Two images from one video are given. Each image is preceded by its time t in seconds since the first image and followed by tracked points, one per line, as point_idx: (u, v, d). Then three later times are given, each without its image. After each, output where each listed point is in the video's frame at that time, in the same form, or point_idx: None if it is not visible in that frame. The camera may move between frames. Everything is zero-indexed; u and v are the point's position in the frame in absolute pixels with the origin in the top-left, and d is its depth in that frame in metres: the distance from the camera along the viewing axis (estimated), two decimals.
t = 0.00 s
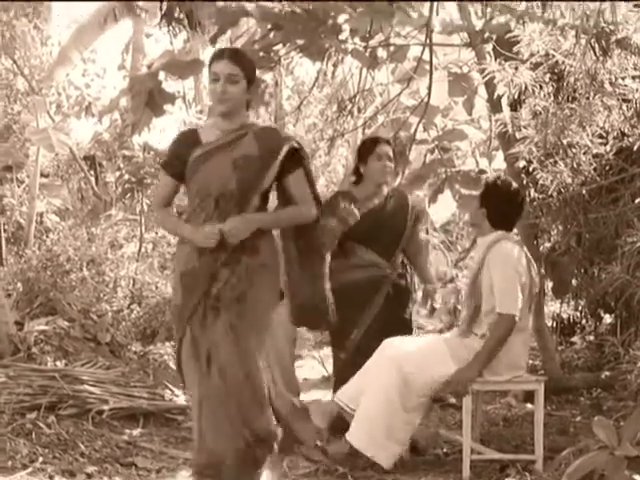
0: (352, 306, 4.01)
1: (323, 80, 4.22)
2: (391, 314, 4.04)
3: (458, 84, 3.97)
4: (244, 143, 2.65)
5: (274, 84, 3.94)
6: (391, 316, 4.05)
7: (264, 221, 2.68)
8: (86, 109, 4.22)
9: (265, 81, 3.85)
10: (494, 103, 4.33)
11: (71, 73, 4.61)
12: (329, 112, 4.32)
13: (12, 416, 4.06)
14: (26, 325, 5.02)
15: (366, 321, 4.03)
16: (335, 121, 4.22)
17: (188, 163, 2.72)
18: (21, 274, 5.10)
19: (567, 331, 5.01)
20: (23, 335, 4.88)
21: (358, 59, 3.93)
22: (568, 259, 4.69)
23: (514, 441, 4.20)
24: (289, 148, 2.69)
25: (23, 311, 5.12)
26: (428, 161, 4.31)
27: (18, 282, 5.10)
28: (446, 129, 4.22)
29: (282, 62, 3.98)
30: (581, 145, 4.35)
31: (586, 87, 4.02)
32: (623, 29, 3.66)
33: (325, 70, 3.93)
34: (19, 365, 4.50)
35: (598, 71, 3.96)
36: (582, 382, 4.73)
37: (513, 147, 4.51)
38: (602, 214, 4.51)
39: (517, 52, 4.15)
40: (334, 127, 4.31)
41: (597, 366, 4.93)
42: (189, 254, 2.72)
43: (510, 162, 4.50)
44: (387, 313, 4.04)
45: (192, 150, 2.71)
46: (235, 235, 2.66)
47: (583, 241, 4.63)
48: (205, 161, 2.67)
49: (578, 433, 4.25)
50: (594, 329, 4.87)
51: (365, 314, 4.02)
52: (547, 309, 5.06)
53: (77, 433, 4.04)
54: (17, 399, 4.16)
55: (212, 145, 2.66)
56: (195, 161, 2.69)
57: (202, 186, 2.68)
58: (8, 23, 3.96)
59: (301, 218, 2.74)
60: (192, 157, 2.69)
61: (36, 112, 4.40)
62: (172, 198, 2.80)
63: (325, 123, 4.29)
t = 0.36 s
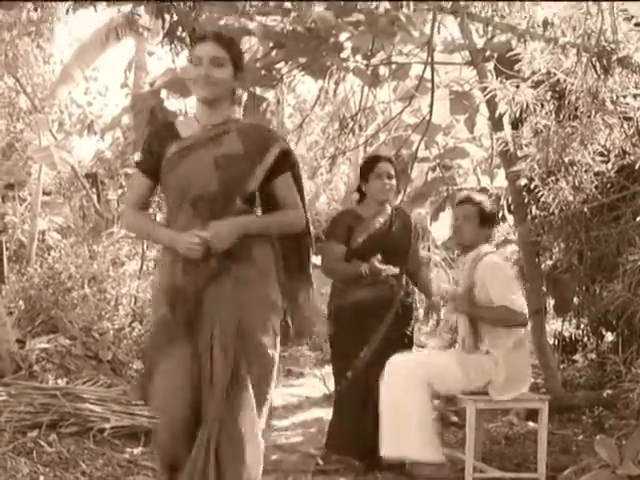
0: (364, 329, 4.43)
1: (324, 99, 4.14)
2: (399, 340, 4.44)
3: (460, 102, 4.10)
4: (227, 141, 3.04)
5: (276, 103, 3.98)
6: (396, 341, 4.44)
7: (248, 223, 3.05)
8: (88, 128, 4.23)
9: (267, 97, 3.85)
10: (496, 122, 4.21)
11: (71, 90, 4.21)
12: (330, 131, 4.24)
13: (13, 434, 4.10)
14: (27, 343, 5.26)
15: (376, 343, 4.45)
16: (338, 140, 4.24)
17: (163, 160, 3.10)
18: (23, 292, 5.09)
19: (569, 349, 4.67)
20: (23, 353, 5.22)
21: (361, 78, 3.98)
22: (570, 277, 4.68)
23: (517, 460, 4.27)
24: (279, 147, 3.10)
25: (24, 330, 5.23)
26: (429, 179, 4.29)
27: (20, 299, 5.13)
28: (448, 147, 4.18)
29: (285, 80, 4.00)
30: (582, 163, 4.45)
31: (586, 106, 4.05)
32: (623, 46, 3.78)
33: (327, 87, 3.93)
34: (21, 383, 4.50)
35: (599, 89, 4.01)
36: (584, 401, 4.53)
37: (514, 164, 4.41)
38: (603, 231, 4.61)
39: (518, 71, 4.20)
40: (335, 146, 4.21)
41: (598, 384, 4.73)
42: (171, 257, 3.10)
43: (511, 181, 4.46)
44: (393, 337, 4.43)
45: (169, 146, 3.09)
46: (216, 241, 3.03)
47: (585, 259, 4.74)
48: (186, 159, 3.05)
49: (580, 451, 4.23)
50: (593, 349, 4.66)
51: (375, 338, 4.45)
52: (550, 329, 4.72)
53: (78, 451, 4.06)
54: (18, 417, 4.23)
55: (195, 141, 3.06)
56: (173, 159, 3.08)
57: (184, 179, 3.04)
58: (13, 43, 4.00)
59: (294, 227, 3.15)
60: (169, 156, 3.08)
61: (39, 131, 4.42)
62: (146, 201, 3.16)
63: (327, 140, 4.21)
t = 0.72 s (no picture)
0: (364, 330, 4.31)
1: (324, 102, 4.11)
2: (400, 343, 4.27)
3: (459, 107, 4.14)
4: (178, 116, 2.56)
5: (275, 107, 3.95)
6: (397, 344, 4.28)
7: (201, 212, 2.54)
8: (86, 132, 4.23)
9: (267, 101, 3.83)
10: (495, 127, 4.23)
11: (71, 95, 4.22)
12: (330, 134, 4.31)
13: (12, 439, 4.15)
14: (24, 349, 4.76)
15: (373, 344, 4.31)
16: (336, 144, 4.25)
17: (114, 146, 2.67)
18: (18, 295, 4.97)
19: (569, 353, 4.61)
20: (22, 357, 4.75)
21: (360, 83, 3.97)
22: (570, 282, 4.65)
23: (516, 464, 4.30)
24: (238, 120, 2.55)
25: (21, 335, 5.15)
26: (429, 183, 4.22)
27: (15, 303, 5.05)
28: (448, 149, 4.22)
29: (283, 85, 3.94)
30: (581, 168, 4.41)
31: (586, 111, 4.07)
32: (621, 54, 3.85)
33: (326, 91, 3.90)
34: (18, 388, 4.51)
35: (599, 94, 4.04)
36: (584, 405, 4.57)
37: (513, 168, 4.42)
38: (603, 236, 4.64)
39: (517, 76, 4.13)
40: (334, 150, 4.30)
41: (597, 389, 4.73)
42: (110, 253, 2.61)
43: (512, 185, 4.45)
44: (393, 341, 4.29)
45: (123, 128, 2.65)
46: (151, 238, 2.52)
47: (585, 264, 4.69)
48: (135, 142, 2.59)
49: (580, 457, 4.28)
50: (595, 353, 4.66)
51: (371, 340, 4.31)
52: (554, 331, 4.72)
53: (77, 456, 4.12)
54: (17, 422, 4.21)
55: (145, 124, 2.60)
56: (125, 140, 2.62)
57: (129, 167, 2.58)
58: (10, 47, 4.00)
59: (258, 213, 2.57)
60: (123, 136, 2.63)
61: (37, 135, 4.43)
62: (103, 197, 2.70)
63: (325, 145, 4.28)
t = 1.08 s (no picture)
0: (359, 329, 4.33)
1: (324, 103, 4.10)
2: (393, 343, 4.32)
3: (459, 106, 3.95)
4: (123, 88, 2.15)
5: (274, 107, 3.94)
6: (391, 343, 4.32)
7: (155, 201, 2.15)
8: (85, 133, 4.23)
9: (264, 103, 3.78)
10: (497, 127, 4.24)
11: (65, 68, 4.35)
12: (330, 133, 4.29)
13: (9, 441, 4.07)
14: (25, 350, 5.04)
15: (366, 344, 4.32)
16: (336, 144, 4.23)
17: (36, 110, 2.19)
18: (20, 297, 5.23)
19: (569, 355, 4.98)
20: (21, 359, 4.97)
21: (360, 83, 3.94)
22: (572, 283, 4.62)
23: (516, 466, 4.16)
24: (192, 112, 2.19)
25: (21, 336, 5.15)
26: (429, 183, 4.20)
27: (18, 304, 5.23)
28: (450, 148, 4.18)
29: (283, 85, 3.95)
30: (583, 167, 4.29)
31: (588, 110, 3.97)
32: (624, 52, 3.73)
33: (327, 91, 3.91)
34: (18, 389, 4.55)
35: (600, 94, 3.91)
36: (586, 407, 4.66)
37: (514, 168, 4.44)
38: (605, 237, 4.48)
39: (519, 75, 4.13)
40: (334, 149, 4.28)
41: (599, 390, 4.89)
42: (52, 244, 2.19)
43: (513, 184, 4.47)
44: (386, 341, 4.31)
45: (46, 92, 2.17)
46: (114, 223, 2.11)
47: (586, 264, 4.57)
48: (66, 113, 2.14)
49: (581, 458, 4.25)
50: (596, 354, 4.83)
51: (362, 339, 4.33)
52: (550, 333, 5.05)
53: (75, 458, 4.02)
54: (15, 423, 4.18)
55: (79, 92, 2.15)
56: (49, 109, 2.16)
57: (59, 143, 2.14)
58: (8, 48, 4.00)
59: (203, 208, 2.24)
60: (45, 103, 2.16)
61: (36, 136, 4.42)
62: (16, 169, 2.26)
63: (325, 144, 4.28)
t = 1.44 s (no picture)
0: (333, 333, 3.84)
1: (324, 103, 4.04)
2: (376, 347, 3.79)
3: (461, 106, 3.95)
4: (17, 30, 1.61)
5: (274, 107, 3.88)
6: (375, 349, 3.79)
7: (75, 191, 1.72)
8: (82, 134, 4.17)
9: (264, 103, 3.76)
10: (498, 126, 4.18)
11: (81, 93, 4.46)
12: (329, 134, 4.24)
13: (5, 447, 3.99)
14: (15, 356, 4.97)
15: (345, 349, 3.80)
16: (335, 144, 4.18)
17: None
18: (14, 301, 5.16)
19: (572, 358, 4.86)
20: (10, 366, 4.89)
21: (360, 82, 3.88)
22: (575, 284, 4.53)
23: (519, 471, 4.10)
24: (95, 34, 1.57)
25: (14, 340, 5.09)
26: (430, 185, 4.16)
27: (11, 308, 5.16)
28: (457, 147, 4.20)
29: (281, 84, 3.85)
30: (587, 168, 4.19)
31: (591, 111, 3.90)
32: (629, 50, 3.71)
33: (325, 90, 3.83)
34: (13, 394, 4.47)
35: (604, 93, 3.88)
36: (589, 411, 4.62)
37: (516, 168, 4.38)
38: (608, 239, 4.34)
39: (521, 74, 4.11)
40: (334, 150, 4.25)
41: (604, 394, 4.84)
42: None
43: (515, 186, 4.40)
44: (368, 345, 3.79)
45: None
46: None
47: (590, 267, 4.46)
48: None
49: (585, 463, 4.19)
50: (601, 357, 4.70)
51: (342, 343, 3.81)
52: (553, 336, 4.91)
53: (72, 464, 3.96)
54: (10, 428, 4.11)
55: None
56: None
57: None
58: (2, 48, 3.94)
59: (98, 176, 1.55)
60: None
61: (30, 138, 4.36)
62: None
63: (325, 145, 4.27)
